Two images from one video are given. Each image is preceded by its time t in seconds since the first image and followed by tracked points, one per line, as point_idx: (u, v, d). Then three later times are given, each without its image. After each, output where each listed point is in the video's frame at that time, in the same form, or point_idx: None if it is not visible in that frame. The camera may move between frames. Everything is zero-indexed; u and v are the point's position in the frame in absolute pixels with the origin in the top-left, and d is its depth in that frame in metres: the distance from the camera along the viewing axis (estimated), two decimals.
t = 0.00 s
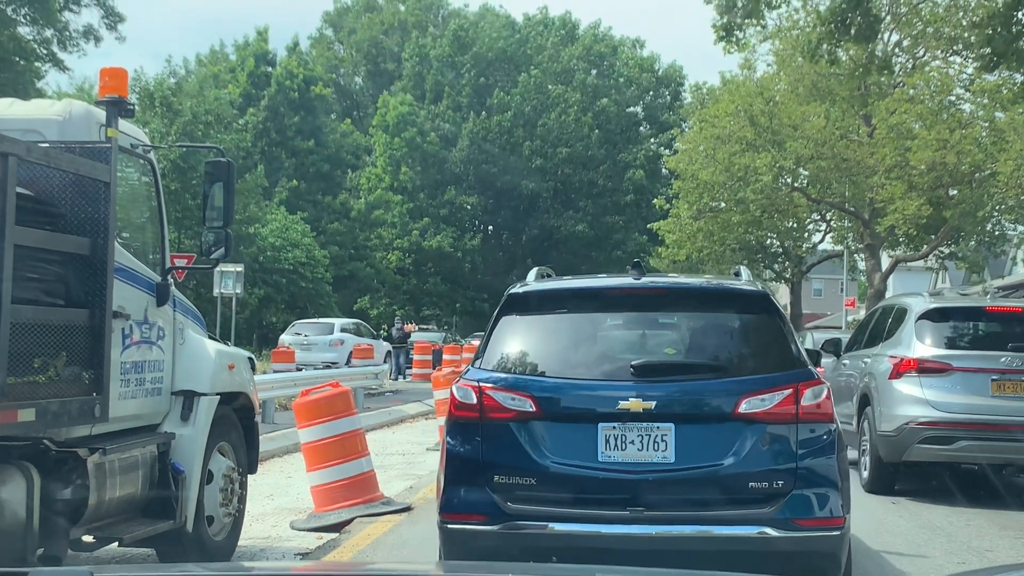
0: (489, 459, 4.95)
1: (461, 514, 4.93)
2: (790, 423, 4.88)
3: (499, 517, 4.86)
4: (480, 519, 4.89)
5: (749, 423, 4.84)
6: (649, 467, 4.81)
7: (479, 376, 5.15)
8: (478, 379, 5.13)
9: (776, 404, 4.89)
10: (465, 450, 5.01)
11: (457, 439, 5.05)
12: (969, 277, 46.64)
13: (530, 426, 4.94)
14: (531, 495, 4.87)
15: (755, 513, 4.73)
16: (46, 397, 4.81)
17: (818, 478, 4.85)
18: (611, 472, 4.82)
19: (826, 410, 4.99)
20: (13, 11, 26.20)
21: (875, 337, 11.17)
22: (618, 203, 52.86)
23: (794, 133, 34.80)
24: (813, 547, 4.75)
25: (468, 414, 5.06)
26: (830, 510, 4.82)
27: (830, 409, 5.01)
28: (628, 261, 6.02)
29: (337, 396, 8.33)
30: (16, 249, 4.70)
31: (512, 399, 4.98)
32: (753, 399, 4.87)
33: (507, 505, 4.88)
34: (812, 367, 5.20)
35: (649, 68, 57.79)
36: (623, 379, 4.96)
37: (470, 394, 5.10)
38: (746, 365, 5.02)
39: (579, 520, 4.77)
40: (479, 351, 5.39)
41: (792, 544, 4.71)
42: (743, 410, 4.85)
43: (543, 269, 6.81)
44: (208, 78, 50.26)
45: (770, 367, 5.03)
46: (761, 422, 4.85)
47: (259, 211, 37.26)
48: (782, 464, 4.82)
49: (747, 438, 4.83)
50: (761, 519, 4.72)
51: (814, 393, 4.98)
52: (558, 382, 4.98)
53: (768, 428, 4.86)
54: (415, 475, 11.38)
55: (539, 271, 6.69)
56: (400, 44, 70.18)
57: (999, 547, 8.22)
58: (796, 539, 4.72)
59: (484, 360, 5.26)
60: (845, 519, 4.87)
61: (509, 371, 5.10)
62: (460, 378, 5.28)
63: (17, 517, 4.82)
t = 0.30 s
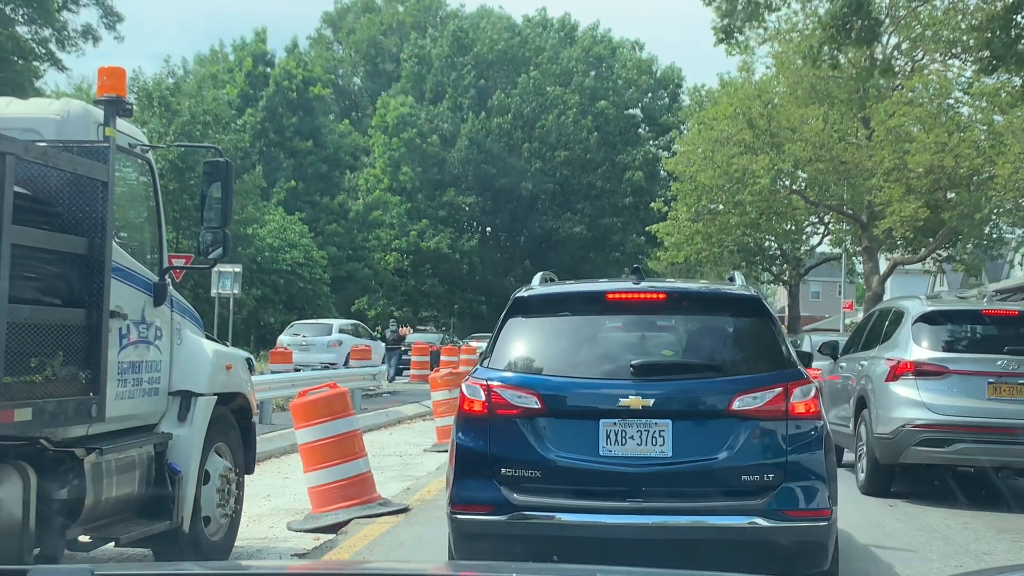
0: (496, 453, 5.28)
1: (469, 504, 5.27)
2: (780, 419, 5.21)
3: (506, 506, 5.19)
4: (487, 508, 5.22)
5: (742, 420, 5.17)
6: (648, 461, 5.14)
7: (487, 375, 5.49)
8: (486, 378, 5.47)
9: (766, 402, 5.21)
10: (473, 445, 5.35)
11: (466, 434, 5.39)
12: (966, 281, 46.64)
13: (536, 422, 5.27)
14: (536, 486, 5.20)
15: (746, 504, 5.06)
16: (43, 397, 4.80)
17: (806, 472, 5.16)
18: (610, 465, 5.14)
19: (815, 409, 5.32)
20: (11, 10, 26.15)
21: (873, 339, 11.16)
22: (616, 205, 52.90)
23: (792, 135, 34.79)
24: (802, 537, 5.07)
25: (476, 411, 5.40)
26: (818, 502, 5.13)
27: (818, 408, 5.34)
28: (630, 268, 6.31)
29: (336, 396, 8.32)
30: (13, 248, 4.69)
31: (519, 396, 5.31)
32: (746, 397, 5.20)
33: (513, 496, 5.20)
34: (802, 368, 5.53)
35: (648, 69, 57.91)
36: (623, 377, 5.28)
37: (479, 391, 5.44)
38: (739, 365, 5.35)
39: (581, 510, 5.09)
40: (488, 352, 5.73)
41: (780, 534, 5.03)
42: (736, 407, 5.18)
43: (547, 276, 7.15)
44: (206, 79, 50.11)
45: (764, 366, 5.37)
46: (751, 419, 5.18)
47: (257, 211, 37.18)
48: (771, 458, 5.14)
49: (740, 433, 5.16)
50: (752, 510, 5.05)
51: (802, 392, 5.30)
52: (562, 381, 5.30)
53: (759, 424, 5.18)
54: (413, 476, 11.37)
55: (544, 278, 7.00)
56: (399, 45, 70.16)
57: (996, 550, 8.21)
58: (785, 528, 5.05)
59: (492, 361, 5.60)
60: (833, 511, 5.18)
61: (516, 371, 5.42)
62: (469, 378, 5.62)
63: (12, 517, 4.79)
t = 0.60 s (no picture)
0: (501, 445, 5.60)
1: (475, 493, 5.58)
2: (769, 412, 5.53)
3: (510, 495, 5.49)
4: (493, 497, 5.53)
5: (733, 412, 5.50)
6: (645, 450, 5.46)
7: (493, 370, 5.80)
8: (491, 373, 5.79)
9: (756, 396, 5.54)
10: (480, 437, 5.65)
11: (472, 426, 5.70)
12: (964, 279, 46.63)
13: (539, 415, 5.58)
14: (540, 476, 5.52)
15: (738, 491, 5.39)
16: (38, 396, 4.78)
17: (793, 462, 5.49)
18: (610, 455, 5.47)
19: (803, 402, 5.65)
20: (7, 9, 26.05)
21: (870, 337, 11.15)
22: (613, 203, 52.94)
23: (789, 133, 34.70)
24: (791, 522, 5.39)
25: (482, 405, 5.72)
26: (806, 489, 5.46)
27: (806, 402, 5.67)
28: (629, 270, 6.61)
29: (332, 395, 8.29)
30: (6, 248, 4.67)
31: (523, 390, 5.63)
32: (737, 390, 5.53)
33: (518, 485, 5.51)
34: (790, 364, 5.86)
35: (645, 68, 58.01)
36: (621, 373, 5.60)
37: (485, 386, 5.76)
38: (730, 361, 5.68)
39: (582, 497, 5.42)
40: (493, 350, 6.05)
41: (769, 519, 5.35)
42: (728, 401, 5.51)
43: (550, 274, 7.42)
44: (203, 77, 49.95)
45: (755, 363, 5.70)
46: (743, 412, 5.50)
47: (255, 210, 37.10)
48: (761, 448, 5.47)
49: (732, 425, 5.49)
50: (742, 496, 5.38)
51: (791, 386, 5.64)
52: (565, 376, 5.61)
53: (750, 417, 5.50)
54: (411, 474, 11.38)
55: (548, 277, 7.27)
56: (397, 43, 70.04)
57: (993, 548, 8.21)
58: (774, 514, 5.36)
59: (497, 357, 5.92)
60: (819, 499, 5.51)
61: (520, 366, 5.74)
62: (475, 374, 5.93)
63: (7, 516, 4.78)
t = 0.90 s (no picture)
0: (507, 440, 5.86)
1: (483, 486, 5.85)
2: (762, 408, 5.81)
3: (517, 488, 5.76)
4: (500, 491, 5.79)
5: (728, 408, 5.77)
6: (644, 445, 5.74)
7: (499, 369, 6.06)
8: (498, 372, 6.04)
9: (749, 394, 5.81)
10: (487, 432, 5.92)
11: (479, 422, 5.96)
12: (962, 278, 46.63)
13: (544, 411, 5.84)
14: (546, 469, 5.79)
15: (733, 484, 5.67)
16: (31, 400, 4.75)
17: (785, 455, 5.77)
18: (612, 450, 5.74)
19: (795, 399, 5.93)
20: (3, 11, 25.94)
21: (869, 336, 11.12)
22: (611, 203, 52.97)
23: (787, 133, 34.66)
24: (784, 514, 5.67)
25: (489, 402, 5.97)
26: (797, 482, 5.74)
27: (797, 398, 5.95)
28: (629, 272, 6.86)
29: (330, 397, 8.23)
30: None
31: (528, 388, 5.89)
32: (733, 388, 5.80)
33: (525, 479, 5.78)
34: (782, 362, 6.13)
35: (642, 68, 58.14)
36: (622, 371, 5.86)
37: (492, 384, 6.01)
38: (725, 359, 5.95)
39: (586, 490, 5.69)
40: (499, 350, 6.30)
41: (763, 511, 5.63)
42: (724, 398, 5.78)
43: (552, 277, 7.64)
44: (200, 78, 49.76)
45: (750, 361, 5.97)
46: (738, 408, 5.78)
47: (252, 212, 37.01)
48: (755, 442, 5.75)
49: (727, 421, 5.77)
50: (738, 489, 5.66)
51: (783, 383, 5.91)
52: (568, 374, 5.87)
53: (744, 413, 5.78)
54: (409, 475, 11.34)
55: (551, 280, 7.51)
56: (394, 44, 69.88)
57: (994, 548, 8.17)
58: (767, 506, 5.64)
59: (503, 356, 6.18)
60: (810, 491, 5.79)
61: (525, 366, 6.00)
62: (482, 373, 6.19)
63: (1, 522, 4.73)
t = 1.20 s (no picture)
0: (514, 440, 6.04)
1: (489, 483, 6.04)
2: (760, 408, 5.96)
3: (523, 486, 5.94)
4: (506, 488, 5.99)
5: (727, 409, 5.93)
6: (645, 444, 5.92)
7: (505, 370, 6.24)
8: (504, 373, 6.22)
9: (748, 394, 5.96)
10: (494, 432, 6.10)
11: (486, 422, 6.15)
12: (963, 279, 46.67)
13: (548, 411, 6.02)
14: (551, 468, 5.97)
15: (733, 483, 5.84)
16: (25, 404, 4.70)
17: (782, 453, 5.93)
18: (614, 449, 5.92)
19: (793, 399, 6.07)
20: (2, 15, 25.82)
21: (871, 338, 11.09)
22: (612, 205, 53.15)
23: (787, 135, 34.59)
24: (782, 511, 5.81)
25: (495, 403, 6.15)
26: (796, 480, 5.89)
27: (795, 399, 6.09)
28: (631, 276, 6.98)
29: (327, 401, 8.16)
30: None
31: (533, 388, 6.06)
32: (732, 388, 5.96)
33: (530, 477, 5.97)
34: (780, 363, 6.28)
35: (643, 70, 58.36)
36: (625, 372, 6.03)
37: (498, 384, 6.20)
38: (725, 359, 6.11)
39: (590, 488, 5.87)
40: (505, 351, 6.48)
41: (761, 508, 5.79)
42: (722, 398, 5.94)
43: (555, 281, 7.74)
44: (200, 81, 49.59)
45: (748, 362, 6.12)
46: (737, 408, 5.94)
47: (252, 215, 36.94)
48: (753, 442, 5.91)
49: (726, 420, 5.93)
50: (736, 487, 5.83)
51: (780, 384, 6.06)
52: (572, 375, 6.05)
53: (742, 413, 5.94)
54: (408, 479, 11.27)
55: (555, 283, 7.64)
56: (395, 48, 69.85)
57: (998, 552, 8.09)
58: (764, 503, 5.79)
59: (508, 358, 6.35)
60: (808, 488, 5.95)
61: (529, 367, 6.17)
62: (489, 374, 6.37)
63: None
